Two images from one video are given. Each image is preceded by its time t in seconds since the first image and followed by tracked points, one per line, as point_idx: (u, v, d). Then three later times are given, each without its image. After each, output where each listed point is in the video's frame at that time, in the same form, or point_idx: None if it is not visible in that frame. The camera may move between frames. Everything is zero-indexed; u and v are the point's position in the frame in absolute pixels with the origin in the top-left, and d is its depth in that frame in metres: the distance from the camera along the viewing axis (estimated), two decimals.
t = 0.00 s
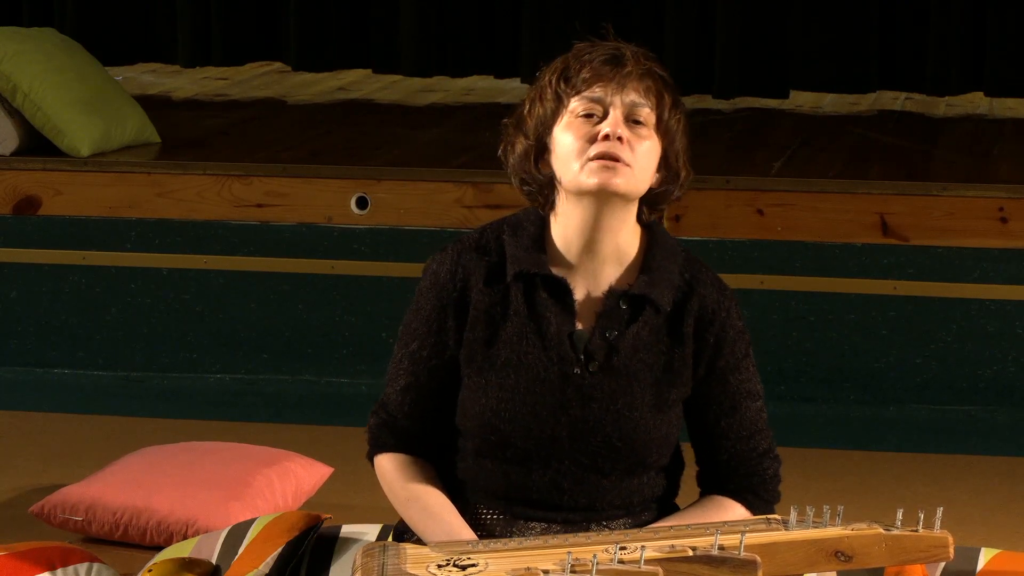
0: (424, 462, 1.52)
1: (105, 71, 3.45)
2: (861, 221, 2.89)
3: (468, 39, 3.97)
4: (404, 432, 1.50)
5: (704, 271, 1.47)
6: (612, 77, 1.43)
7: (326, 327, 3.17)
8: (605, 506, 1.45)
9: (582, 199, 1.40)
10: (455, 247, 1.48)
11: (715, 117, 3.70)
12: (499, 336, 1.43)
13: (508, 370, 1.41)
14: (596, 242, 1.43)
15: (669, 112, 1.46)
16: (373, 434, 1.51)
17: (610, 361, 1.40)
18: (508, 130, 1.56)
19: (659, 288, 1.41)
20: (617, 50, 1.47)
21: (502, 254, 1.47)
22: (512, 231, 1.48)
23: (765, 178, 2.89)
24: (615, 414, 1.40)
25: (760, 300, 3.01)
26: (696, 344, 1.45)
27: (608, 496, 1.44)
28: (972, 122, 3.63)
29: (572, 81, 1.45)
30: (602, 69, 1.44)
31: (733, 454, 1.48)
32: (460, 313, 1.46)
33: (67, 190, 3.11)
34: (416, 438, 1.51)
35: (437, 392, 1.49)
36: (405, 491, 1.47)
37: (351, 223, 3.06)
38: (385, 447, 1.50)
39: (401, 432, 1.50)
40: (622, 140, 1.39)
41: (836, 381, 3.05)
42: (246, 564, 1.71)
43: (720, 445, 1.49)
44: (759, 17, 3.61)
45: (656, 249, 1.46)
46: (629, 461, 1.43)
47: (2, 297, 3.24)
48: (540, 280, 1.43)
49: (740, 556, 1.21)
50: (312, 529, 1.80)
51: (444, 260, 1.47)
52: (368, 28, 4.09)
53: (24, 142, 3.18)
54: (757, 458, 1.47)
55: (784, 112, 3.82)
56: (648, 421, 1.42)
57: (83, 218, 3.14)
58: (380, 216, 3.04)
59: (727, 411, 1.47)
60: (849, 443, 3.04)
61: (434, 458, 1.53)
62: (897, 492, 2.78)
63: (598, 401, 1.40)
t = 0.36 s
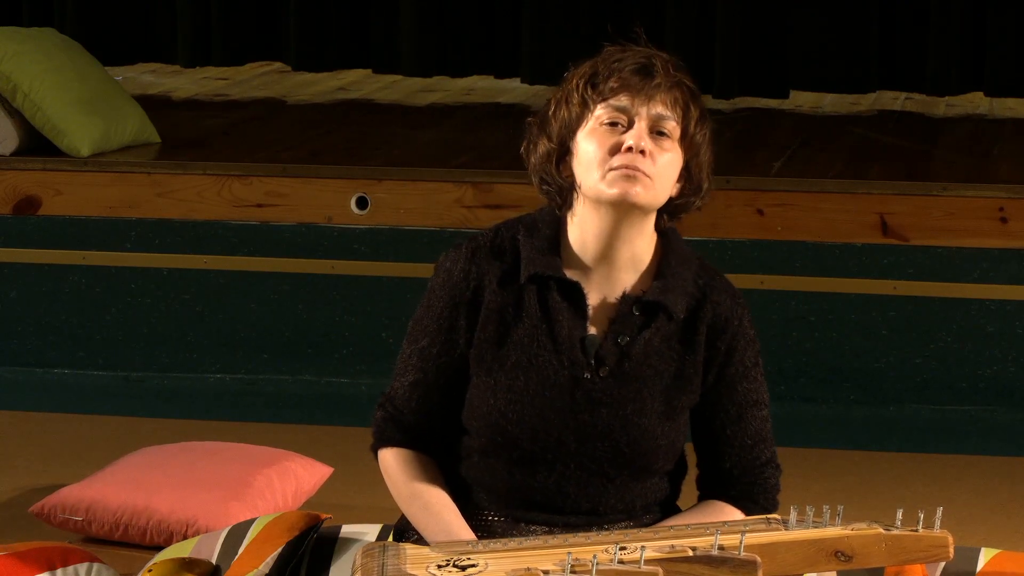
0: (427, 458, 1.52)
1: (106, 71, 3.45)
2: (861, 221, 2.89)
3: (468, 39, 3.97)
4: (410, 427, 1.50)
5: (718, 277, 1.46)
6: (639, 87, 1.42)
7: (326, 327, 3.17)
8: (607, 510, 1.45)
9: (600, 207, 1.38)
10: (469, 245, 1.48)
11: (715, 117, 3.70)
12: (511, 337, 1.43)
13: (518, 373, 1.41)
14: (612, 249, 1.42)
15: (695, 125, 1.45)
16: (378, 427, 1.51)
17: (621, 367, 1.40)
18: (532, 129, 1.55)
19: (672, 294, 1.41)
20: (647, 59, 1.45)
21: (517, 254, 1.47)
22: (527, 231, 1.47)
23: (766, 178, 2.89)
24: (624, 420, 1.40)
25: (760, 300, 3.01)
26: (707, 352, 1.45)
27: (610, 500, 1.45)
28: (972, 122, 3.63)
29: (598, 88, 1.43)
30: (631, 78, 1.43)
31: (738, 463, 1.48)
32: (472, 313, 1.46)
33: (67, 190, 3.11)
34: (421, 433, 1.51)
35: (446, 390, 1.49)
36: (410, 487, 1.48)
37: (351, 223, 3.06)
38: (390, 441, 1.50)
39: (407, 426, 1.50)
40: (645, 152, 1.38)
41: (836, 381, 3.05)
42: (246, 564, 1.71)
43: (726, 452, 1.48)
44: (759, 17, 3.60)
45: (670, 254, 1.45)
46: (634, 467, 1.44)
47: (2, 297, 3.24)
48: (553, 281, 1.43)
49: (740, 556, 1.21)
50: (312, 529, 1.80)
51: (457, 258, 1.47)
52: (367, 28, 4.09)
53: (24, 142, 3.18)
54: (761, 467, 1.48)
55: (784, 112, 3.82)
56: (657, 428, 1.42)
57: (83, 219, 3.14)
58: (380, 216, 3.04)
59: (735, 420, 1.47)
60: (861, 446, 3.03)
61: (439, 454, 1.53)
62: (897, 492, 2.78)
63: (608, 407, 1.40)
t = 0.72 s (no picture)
0: (424, 458, 1.52)
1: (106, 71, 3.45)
2: (862, 221, 2.89)
3: (468, 39, 3.97)
4: (406, 427, 1.51)
5: (712, 273, 1.47)
6: (646, 89, 1.43)
7: (326, 327, 3.17)
8: (604, 509, 1.45)
9: (606, 206, 1.39)
10: (463, 244, 1.47)
11: (715, 117, 3.70)
12: (505, 335, 1.43)
13: (512, 371, 1.41)
14: (611, 249, 1.43)
15: (695, 131, 1.48)
16: (375, 427, 1.52)
17: (615, 364, 1.40)
18: (530, 129, 1.55)
19: (667, 292, 1.41)
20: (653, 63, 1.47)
21: (511, 252, 1.47)
22: (522, 230, 1.47)
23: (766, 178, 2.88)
24: (619, 418, 1.41)
25: (760, 300, 3.01)
26: (702, 348, 1.45)
27: (607, 498, 1.45)
28: (972, 122, 3.63)
29: (606, 88, 1.44)
30: (639, 81, 1.44)
31: (734, 459, 1.48)
32: (466, 311, 1.46)
33: (66, 190, 3.11)
34: (418, 433, 1.51)
35: (441, 390, 1.50)
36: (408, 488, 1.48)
37: (351, 223, 3.06)
38: (387, 441, 1.51)
39: (404, 427, 1.51)
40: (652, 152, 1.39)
41: (836, 382, 3.05)
42: (246, 564, 1.71)
43: (722, 449, 1.49)
44: (759, 17, 3.60)
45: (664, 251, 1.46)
46: (630, 465, 1.44)
47: (2, 297, 3.24)
48: (547, 279, 1.43)
49: (740, 557, 1.21)
50: (312, 529, 1.80)
51: (451, 257, 1.47)
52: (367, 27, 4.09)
53: (24, 142, 3.18)
54: (757, 463, 1.48)
55: (784, 112, 3.81)
56: (652, 425, 1.42)
57: (83, 219, 3.14)
58: (380, 216, 3.03)
59: (730, 415, 1.47)
60: (847, 442, 3.05)
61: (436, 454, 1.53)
62: (898, 493, 2.78)
63: (602, 404, 1.40)
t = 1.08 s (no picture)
0: (428, 459, 1.52)
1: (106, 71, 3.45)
2: (862, 221, 2.89)
3: (468, 39, 3.97)
4: (409, 428, 1.50)
5: (722, 283, 1.46)
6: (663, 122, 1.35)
7: (326, 327, 3.17)
8: (607, 512, 1.46)
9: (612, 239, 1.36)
10: (472, 246, 1.47)
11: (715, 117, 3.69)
12: (512, 341, 1.43)
13: (519, 376, 1.41)
14: (619, 267, 1.42)
15: (713, 157, 1.39)
16: (378, 427, 1.51)
17: (621, 373, 1.41)
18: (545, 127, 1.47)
19: (676, 302, 1.41)
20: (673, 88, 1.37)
21: (521, 258, 1.46)
22: (531, 235, 1.46)
23: (765, 178, 2.89)
24: (624, 426, 1.41)
25: (760, 300, 3.01)
26: (708, 357, 1.45)
27: (610, 503, 1.45)
28: (972, 122, 3.63)
29: (621, 118, 1.35)
30: (656, 114, 1.35)
31: (737, 468, 1.48)
32: (473, 315, 1.46)
33: (66, 190, 3.11)
34: (420, 434, 1.51)
35: (447, 392, 1.49)
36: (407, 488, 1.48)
37: (351, 223, 3.06)
38: (390, 441, 1.50)
39: (407, 428, 1.50)
40: (661, 197, 1.33)
41: (835, 381, 3.05)
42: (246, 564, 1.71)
43: (725, 456, 1.49)
44: (759, 17, 3.60)
45: (673, 258, 1.45)
46: (633, 471, 1.44)
47: (2, 297, 3.24)
48: (556, 286, 1.43)
49: (740, 557, 1.21)
50: (312, 529, 1.80)
51: (460, 260, 1.46)
52: (368, 27, 4.08)
53: (24, 142, 3.18)
54: (760, 471, 1.48)
55: (784, 112, 3.81)
56: (658, 433, 1.43)
57: (83, 219, 3.14)
58: (380, 216, 3.03)
59: (734, 425, 1.47)
60: (852, 443, 3.07)
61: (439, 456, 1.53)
62: (897, 493, 2.78)
63: (608, 411, 1.41)
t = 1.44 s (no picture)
0: (422, 466, 1.54)
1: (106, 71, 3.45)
2: (861, 221, 2.89)
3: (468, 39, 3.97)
4: (401, 436, 1.52)
5: (697, 274, 1.48)
6: (596, 119, 1.38)
7: (326, 327, 3.17)
8: (602, 509, 1.46)
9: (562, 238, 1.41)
10: (447, 252, 1.50)
11: (715, 117, 3.69)
12: (491, 342, 1.45)
13: (500, 377, 1.42)
14: (585, 263, 1.45)
15: (659, 146, 1.41)
16: (371, 439, 1.53)
17: (601, 367, 1.42)
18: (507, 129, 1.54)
19: (652, 295, 1.43)
20: (607, 84, 1.40)
21: (494, 259, 1.49)
22: (504, 236, 1.49)
23: (765, 178, 2.89)
24: (608, 419, 1.42)
25: (759, 300, 3.01)
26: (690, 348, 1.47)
27: (604, 499, 1.46)
28: (972, 122, 3.63)
29: (557, 118, 1.41)
30: (589, 110, 1.39)
31: (728, 457, 1.49)
32: (451, 318, 1.48)
33: (66, 190, 3.11)
34: (411, 442, 1.53)
35: (432, 398, 1.51)
36: (403, 495, 1.49)
37: (351, 223, 3.05)
38: (382, 451, 1.52)
39: (397, 437, 1.52)
40: (599, 194, 1.38)
41: (836, 381, 3.05)
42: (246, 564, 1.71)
43: (716, 446, 1.50)
44: (758, 16, 3.60)
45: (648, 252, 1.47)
46: (622, 465, 1.45)
47: (2, 297, 3.24)
48: (531, 287, 1.45)
49: (740, 557, 1.21)
50: (311, 529, 1.80)
51: (435, 265, 1.49)
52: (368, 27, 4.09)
53: (24, 142, 3.18)
54: (750, 457, 1.49)
55: (784, 112, 3.81)
56: (643, 426, 1.43)
57: (84, 219, 3.14)
58: (379, 216, 3.03)
59: (722, 414, 1.48)
60: (852, 443, 3.07)
61: (433, 462, 1.55)
62: (897, 493, 2.78)
63: (591, 406, 1.41)
